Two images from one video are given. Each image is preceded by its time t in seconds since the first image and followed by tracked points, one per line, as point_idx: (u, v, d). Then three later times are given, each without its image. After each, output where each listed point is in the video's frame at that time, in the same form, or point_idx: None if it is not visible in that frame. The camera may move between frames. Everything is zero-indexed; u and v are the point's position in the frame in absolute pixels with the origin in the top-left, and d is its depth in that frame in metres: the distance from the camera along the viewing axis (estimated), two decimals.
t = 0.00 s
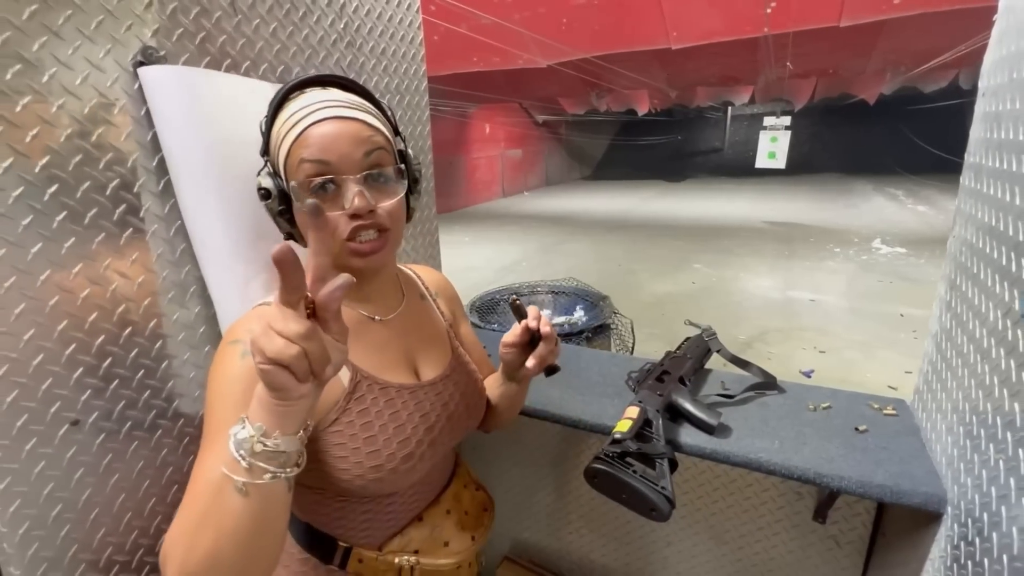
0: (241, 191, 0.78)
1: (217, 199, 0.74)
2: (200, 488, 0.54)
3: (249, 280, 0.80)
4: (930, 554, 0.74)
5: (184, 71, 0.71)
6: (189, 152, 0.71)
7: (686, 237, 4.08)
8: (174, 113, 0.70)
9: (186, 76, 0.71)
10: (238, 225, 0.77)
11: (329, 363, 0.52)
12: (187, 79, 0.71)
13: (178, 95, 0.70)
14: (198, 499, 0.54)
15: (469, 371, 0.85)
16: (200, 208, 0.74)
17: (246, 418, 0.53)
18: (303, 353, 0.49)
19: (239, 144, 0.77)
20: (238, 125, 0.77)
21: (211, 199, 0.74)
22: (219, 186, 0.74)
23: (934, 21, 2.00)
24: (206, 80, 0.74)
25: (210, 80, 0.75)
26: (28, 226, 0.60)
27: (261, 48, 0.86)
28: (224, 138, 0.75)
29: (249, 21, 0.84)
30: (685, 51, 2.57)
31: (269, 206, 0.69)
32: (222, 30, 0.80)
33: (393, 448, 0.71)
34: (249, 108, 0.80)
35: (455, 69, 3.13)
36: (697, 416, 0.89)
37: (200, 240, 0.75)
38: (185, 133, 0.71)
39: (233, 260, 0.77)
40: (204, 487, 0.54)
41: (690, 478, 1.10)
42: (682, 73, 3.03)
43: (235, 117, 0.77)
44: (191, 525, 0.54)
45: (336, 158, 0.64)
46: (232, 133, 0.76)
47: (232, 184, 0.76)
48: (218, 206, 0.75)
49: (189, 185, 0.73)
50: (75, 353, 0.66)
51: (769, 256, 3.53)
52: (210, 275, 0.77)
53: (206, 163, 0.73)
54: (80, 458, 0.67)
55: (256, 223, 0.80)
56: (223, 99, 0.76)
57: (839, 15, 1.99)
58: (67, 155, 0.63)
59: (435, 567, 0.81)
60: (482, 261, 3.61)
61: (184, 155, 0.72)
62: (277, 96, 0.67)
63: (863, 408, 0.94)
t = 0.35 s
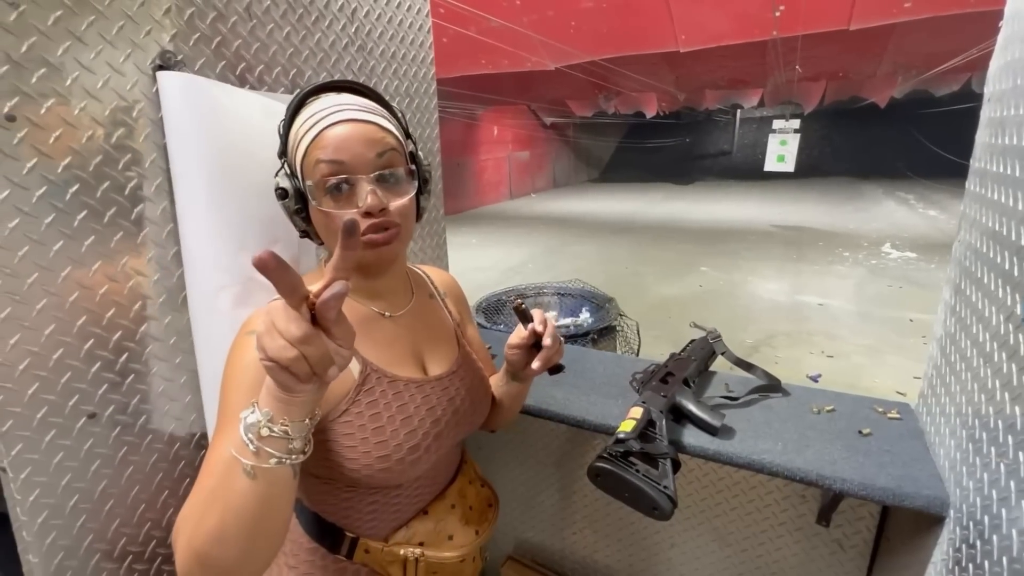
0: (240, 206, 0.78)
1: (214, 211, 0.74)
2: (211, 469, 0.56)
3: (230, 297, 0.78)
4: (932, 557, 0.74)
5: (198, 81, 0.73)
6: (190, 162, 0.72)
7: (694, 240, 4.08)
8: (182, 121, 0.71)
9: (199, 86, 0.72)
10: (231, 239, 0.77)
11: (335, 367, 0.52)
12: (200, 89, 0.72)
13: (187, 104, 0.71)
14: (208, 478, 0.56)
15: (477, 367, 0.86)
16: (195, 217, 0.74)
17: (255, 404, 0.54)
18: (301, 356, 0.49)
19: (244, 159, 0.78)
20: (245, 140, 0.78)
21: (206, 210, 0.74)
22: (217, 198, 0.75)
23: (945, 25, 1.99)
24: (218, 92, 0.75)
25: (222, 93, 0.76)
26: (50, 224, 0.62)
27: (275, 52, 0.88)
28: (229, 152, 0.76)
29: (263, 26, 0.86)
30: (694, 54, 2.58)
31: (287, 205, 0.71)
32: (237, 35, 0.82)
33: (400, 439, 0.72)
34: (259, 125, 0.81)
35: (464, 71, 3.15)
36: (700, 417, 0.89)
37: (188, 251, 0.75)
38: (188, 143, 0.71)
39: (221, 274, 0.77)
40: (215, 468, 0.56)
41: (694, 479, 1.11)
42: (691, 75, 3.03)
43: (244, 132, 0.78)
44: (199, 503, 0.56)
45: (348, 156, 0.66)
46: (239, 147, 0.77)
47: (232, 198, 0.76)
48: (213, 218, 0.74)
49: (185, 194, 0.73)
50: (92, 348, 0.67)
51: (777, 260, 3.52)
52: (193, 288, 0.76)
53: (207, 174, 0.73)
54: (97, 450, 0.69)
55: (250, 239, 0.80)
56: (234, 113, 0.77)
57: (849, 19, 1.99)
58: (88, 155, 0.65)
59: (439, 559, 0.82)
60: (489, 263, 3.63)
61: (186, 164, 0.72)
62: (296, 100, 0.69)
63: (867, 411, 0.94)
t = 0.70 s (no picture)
0: (244, 212, 0.78)
1: (218, 216, 0.75)
2: (218, 478, 0.56)
3: (235, 301, 0.79)
4: (931, 561, 0.75)
5: (207, 87, 0.73)
6: (196, 168, 0.72)
7: (695, 244, 4.09)
8: (189, 127, 0.72)
9: (208, 93, 0.73)
10: (234, 245, 0.78)
11: (348, 367, 0.54)
12: (208, 96, 0.73)
13: (194, 111, 0.72)
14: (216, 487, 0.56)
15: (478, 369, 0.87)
16: (199, 222, 0.74)
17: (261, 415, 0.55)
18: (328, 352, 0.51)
19: (251, 166, 0.79)
20: (251, 146, 0.79)
21: (211, 215, 0.74)
22: (221, 205, 0.75)
23: (946, 30, 2.00)
24: (227, 99, 0.75)
25: (232, 99, 0.76)
26: (60, 228, 0.63)
27: (281, 59, 0.89)
28: (236, 158, 0.76)
29: (269, 33, 0.87)
30: (695, 59, 2.59)
31: (291, 208, 0.73)
32: (244, 42, 0.83)
33: (402, 439, 0.73)
34: (265, 131, 0.82)
35: (467, 75, 3.17)
36: (701, 421, 0.90)
37: (192, 255, 0.76)
38: (195, 149, 0.72)
39: (224, 279, 0.77)
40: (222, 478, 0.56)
41: (694, 483, 1.11)
42: (693, 80, 3.04)
43: (251, 138, 0.79)
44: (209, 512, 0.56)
45: (352, 159, 0.67)
46: (245, 153, 0.78)
47: (237, 204, 0.77)
48: (217, 224, 0.75)
49: (189, 199, 0.73)
50: (100, 349, 0.68)
51: (779, 264, 3.52)
52: (195, 292, 0.77)
53: (213, 180, 0.74)
54: (104, 451, 0.70)
55: (253, 245, 0.81)
56: (242, 119, 0.77)
57: (850, 25, 2.00)
58: (98, 161, 0.66)
59: (439, 559, 0.82)
60: (491, 266, 3.64)
61: (192, 170, 0.73)
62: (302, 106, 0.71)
63: (866, 415, 0.95)
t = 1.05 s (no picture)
0: (247, 212, 0.79)
1: (222, 217, 0.76)
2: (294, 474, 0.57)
3: (240, 301, 0.80)
4: (927, 563, 0.75)
5: (208, 90, 0.74)
6: (199, 168, 0.73)
7: (695, 246, 4.09)
8: (190, 129, 0.72)
9: (209, 94, 0.73)
10: (238, 244, 0.78)
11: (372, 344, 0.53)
12: (210, 98, 0.73)
13: (195, 113, 0.72)
14: (300, 481, 0.57)
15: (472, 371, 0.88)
16: (203, 223, 0.75)
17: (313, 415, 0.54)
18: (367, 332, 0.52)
19: (251, 166, 0.79)
20: (252, 147, 0.79)
21: (210, 220, 0.74)
22: (219, 210, 0.75)
23: (944, 35, 2.01)
24: (228, 101, 0.76)
25: (232, 101, 0.76)
26: (60, 230, 0.64)
27: (280, 62, 0.90)
28: (237, 159, 0.77)
29: (269, 37, 0.87)
30: (694, 62, 2.60)
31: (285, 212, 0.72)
32: (244, 46, 0.83)
33: (393, 444, 0.73)
34: (265, 133, 0.82)
35: (466, 78, 3.17)
36: (698, 423, 0.90)
37: (197, 255, 0.76)
38: (198, 150, 0.72)
39: (229, 279, 0.78)
40: (297, 472, 0.57)
41: (692, 486, 1.12)
42: (692, 83, 3.05)
43: (251, 139, 0.79)
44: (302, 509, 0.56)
45: (350, 165, 0.67)
46: (246, 154, 0.78)
47: (239, 204, 0.78)
48: (220, 224, 0.75)
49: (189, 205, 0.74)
50: (99, 352, 0.69)
51: (778, 267, 3.53)
52: (202, 292, 0.77)
53: (216, 181, 0.74)
54: (102, 453, 0.70)
55: (256, 245, 0.81)
56: (242, 121, 0.78)
57: (848, 29, 2.01)
58: (98, 164, 0.67)
59: (430, 562, 0.81)
60: (491, 269, 3.64)
61: (195, 172, 0.73)
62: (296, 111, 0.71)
63: (864, 418, 0.95)
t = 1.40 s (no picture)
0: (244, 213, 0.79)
1: (219, 220, 0.76)
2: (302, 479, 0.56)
3: (234, 301, 0.80)
4: (922, 564, 0.75)
5: (206, 93, 0.74)
6: (196, 171, 0.73)
7: (693, 248, 4.10)
8: (187, 131, 0.72)
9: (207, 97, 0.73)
10: (235, 247, 0.79)
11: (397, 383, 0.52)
12: (208, 101, 0.74)
13: (194, 116, 0.72)
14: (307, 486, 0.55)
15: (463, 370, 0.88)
16: (200, 225, 0.75)
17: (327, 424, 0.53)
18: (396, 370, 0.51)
19: (251, 169, 0.79)
20: (251, 149, 0.79)
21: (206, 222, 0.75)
22: (217, 212, 0.75)
23: (940, 37, 2.02)
24: (226, 104, 0.76)
25: (231, 104, 0.76)
26: (57, 232, 0.64)
27: (278, 65, 0.90)
28: (236, 162, 0.77)
29: (266, 40, 0.87)
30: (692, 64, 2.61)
31: (284, 210, 0.72)
32: (241, 48, 0.83)
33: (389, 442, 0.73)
34: (265, 134, 0.82)
35: (465, 80, 3.17)
36: (695, 424, 0.90)
37: (194, 257, 0.76)
38: (195, 153, 0.73)
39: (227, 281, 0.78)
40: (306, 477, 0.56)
41: (689, 487, 1.12)
42: (690, 85, 3.06)
43: (250, 141, 0.79)
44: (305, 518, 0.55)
45: (360, 168, 0.68)
46: (246, 156, 0.78)
47: (236, 207, 0.78)
48: (217, 227, 0.76)
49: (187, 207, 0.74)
50: (96, 354, 0.69)
51: (776, 268, 3.54)
52: (200, 294, 0.78)
53: (213, 184, 0.74)
54: (98, 455, 0.70)
55: (255, 246, 0.82)
56: (241, 123, 0.78)
57: (845, 31, 2.01)
58: (95, 166, 0.67)
59: (431, 558, 0.82)
60: (489, 270, 3.64)
61: (192, 174, 0.73)
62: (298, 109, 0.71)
63: (859, 419, 0.96)
